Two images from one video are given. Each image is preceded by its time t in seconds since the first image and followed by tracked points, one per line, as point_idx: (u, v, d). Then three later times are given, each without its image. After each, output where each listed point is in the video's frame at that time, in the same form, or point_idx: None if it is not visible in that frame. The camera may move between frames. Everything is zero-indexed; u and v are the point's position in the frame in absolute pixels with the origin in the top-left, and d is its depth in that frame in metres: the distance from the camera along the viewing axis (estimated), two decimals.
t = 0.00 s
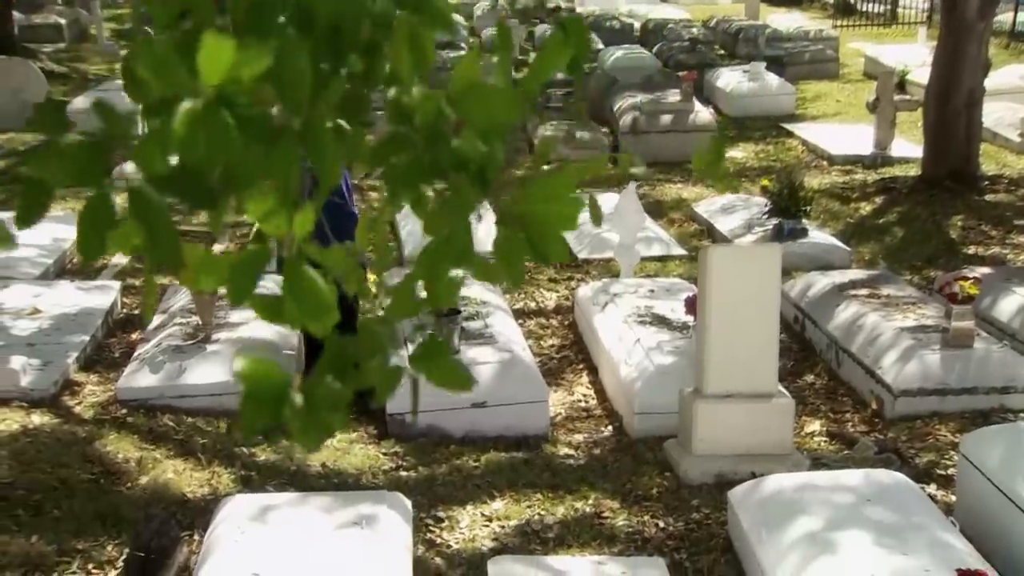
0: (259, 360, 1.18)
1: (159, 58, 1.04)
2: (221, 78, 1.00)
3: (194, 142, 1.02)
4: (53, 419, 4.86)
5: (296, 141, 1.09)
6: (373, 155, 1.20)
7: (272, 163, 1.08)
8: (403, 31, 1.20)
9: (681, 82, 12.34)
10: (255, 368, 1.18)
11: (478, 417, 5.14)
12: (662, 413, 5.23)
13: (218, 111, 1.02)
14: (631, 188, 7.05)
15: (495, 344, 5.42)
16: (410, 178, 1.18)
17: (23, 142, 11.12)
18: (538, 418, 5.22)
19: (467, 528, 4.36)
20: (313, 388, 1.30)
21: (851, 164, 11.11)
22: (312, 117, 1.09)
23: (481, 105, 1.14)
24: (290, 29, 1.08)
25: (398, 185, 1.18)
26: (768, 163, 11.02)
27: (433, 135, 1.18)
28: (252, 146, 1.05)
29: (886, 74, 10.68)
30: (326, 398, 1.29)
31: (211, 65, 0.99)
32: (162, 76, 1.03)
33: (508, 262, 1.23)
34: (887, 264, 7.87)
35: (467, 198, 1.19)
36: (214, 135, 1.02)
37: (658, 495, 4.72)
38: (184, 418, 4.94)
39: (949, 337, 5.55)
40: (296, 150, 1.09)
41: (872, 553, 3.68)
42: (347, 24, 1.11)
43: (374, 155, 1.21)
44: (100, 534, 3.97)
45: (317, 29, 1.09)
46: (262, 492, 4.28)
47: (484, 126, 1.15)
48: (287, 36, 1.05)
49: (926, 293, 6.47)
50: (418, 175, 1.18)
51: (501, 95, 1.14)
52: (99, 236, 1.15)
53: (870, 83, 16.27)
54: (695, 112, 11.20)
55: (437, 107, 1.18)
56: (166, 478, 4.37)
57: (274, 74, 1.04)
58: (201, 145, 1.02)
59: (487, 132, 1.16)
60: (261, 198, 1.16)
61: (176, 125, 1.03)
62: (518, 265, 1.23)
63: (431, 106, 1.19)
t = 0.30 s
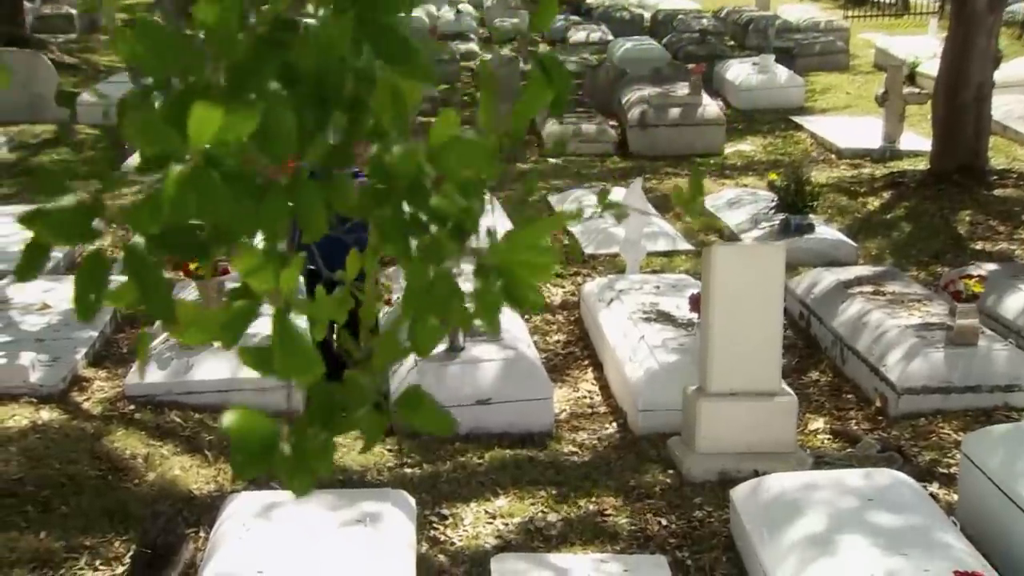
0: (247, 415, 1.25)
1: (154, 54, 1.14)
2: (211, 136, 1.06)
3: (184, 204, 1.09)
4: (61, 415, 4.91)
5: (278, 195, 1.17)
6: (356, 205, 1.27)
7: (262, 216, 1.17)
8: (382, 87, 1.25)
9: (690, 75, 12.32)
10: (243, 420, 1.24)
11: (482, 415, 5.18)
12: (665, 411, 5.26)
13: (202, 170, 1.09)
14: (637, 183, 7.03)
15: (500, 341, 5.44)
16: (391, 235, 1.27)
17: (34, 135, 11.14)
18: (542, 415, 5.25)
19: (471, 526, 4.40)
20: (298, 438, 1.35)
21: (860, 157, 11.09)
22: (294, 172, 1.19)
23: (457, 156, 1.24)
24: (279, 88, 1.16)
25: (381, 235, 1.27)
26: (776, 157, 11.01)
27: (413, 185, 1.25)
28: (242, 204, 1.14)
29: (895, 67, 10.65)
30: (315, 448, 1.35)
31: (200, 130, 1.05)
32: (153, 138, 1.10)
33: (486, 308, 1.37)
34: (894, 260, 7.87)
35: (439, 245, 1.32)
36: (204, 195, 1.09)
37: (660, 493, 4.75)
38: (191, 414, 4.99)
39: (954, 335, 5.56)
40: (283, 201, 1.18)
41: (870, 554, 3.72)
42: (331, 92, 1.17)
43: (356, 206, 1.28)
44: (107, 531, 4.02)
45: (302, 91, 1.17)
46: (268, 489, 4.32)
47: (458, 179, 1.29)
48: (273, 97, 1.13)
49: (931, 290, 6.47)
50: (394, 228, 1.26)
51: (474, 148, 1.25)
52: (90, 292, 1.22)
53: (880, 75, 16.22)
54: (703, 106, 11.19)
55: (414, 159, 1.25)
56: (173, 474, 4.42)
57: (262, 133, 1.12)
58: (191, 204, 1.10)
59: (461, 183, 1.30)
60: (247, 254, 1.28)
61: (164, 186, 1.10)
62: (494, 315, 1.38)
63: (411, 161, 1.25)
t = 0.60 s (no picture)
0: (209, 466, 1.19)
1: (130, 111, 1.00)
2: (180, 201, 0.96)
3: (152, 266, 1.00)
4: (71, 411, 4.96)
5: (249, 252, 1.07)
6: (329, 256, 1.26)
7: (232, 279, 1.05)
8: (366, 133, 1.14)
9: (699, 70, 12.32)
10: (206, 471, 1.19)
11: (487, 412, 5.22)
12: (670, 410, 5.29)
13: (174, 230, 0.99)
14: (645, 181, 7.03)
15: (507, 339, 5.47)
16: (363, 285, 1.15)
17: (48, 129, 11.22)
18: (548, 414, 5.28)
19: (475, 524, 4.44)
20: (256, 482, 1.26)
21: (869, 153, 11.07)
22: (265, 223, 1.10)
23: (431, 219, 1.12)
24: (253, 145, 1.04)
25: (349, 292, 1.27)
26: (786, 153, 11.00)
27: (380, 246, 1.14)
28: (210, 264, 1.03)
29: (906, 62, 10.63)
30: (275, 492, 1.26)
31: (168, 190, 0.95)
32: (120, 203, 0.99)
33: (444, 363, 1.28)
34: (902, 257, 7.86)
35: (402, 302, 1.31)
36: (170, 255, 0.99)
37: (664, 491, 4.78)
38: (199, 411, 5.03)
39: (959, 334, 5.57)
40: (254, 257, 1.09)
41: (868, 557, 3.76)
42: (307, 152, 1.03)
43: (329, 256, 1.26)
44: (115, 528, 4.06)
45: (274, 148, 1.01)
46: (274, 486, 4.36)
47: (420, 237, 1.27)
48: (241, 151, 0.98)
49: (938, 289, 6.46)
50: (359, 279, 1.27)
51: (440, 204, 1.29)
52: (68, 349, 1.18)
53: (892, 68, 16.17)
54: (713, 101, 11.19)
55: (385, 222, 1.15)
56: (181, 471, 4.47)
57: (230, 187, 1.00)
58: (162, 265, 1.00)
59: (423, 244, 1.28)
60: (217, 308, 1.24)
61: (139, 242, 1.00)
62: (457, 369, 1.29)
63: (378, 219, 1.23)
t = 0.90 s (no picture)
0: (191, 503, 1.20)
1: (117, 155, 0.99)
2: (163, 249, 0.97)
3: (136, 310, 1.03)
4: (79, 408, 5.01)
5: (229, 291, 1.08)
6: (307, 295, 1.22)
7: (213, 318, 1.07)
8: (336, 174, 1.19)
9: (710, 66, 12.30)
10: (184, 508, 1.19)
11: (492, 411, 5.25)
12: (675, 409, 5.31)
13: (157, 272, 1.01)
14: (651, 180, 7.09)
15: (512, 339, 5.51)
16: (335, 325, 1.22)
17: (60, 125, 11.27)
18: (552, 413, 5.30)
19: (479, 522, 4.47)
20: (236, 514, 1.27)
21: (880, 149, 11.05)
22: (243, 262, 1.11)
23: (396, 258, 1.19)
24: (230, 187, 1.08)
25: (325, 331, 1.23)
26: (795, 149, 10.98)
27: (352, 285, 1.22)
28: (192, 304, 1.05)
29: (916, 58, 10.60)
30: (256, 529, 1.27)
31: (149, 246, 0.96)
32: (104, 251, 1.01)
33: (415, 404, 1.25)
34: (910, 256, 7.86)
35: (375, 343, 1.30)
36: (152, 298, 1.01)
37: (667, 491, 4.80)
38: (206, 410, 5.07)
39: (964, 334, 5.57)
40: (232, 297, 1.09)
41: (869, 560, 3.77)
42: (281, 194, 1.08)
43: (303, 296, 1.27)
44: (122, 525, 4.10)
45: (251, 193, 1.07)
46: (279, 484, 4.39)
47: (392, 281, 1.26)
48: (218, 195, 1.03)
49: (944, 288, 6.45)
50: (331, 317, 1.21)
51: (412, 244, 1.18)
52: (51, 386, 1.21)
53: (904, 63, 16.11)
54: (723, 97, 11.18)
55: (356, 263, 1.23)
56: (188, 469, 4.51)
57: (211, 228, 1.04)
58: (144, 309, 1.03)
59: (395, 288, 1.27)
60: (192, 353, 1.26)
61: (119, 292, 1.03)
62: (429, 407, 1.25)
63: (350, 265, 1.22)
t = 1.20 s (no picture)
0: (186, 525, 1.22)
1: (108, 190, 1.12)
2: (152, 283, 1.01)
3: (128, 341, 1.06)
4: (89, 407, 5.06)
5: (221, 317, 1.14)
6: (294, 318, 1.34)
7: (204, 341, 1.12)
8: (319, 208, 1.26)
9: (721, 63, 12.28)
10: (180, 530, 1.22)
11: (498, 410, 5.29)
12: (681, 409, 5.33)
13: (150, 303, 1.06)
14: (660, 180, 7.07)
15: (519, 339, 5.53)
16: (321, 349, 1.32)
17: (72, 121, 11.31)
18: (559, 413, 5.33)
19: (484, 523, 4.51)
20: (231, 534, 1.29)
21: (892, 147, 11.02)
22: (233, 290, 1.18)
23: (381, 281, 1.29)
24: (220, 218, 1.15)
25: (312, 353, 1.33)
26: (807, 147, 10.96)
27: (339, 310, 1.30)
28: (184, 328, 1.09)
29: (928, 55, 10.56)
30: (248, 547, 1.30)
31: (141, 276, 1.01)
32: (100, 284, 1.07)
33: (404, 424, 1.33)
34: (920, 255, 7.85)
35: (359, 365, 1.35)
36: (149, 330, 1.06)
37: (672, 492, 4.82)
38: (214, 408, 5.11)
39: (972, 336, 5.57)
40: (223, 323, 1.15)
41: (872, 561, 3.79)
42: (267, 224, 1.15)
43: (292, 321, 1.35)
44: (131, 524, 4.15)
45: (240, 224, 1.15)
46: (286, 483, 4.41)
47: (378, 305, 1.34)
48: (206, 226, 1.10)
49: (953, 288, 6.44)
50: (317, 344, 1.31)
51: (393, 269, 1.27)
52: (48, 416, 1.25)
53: (918, 60, 16.04)
54: (734, 94, 11.16)
55: (342, 292, 1.31)
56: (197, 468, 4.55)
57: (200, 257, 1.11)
58: (137, 340, 1.06)
59: (380, 311, 1.36)
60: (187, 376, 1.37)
61: (111, 326, 1.06)
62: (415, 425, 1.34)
63: (336, 291, 1.31)
